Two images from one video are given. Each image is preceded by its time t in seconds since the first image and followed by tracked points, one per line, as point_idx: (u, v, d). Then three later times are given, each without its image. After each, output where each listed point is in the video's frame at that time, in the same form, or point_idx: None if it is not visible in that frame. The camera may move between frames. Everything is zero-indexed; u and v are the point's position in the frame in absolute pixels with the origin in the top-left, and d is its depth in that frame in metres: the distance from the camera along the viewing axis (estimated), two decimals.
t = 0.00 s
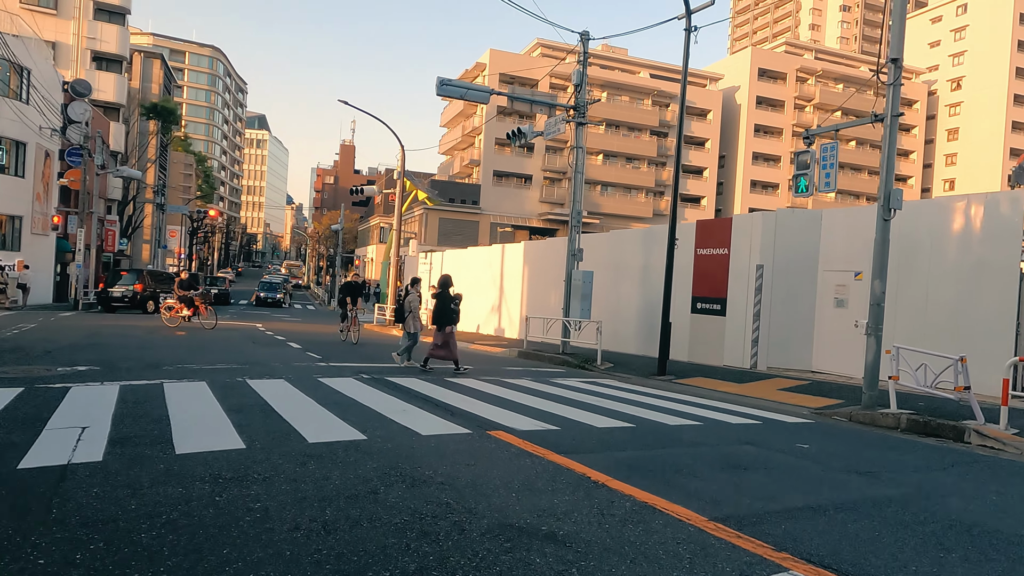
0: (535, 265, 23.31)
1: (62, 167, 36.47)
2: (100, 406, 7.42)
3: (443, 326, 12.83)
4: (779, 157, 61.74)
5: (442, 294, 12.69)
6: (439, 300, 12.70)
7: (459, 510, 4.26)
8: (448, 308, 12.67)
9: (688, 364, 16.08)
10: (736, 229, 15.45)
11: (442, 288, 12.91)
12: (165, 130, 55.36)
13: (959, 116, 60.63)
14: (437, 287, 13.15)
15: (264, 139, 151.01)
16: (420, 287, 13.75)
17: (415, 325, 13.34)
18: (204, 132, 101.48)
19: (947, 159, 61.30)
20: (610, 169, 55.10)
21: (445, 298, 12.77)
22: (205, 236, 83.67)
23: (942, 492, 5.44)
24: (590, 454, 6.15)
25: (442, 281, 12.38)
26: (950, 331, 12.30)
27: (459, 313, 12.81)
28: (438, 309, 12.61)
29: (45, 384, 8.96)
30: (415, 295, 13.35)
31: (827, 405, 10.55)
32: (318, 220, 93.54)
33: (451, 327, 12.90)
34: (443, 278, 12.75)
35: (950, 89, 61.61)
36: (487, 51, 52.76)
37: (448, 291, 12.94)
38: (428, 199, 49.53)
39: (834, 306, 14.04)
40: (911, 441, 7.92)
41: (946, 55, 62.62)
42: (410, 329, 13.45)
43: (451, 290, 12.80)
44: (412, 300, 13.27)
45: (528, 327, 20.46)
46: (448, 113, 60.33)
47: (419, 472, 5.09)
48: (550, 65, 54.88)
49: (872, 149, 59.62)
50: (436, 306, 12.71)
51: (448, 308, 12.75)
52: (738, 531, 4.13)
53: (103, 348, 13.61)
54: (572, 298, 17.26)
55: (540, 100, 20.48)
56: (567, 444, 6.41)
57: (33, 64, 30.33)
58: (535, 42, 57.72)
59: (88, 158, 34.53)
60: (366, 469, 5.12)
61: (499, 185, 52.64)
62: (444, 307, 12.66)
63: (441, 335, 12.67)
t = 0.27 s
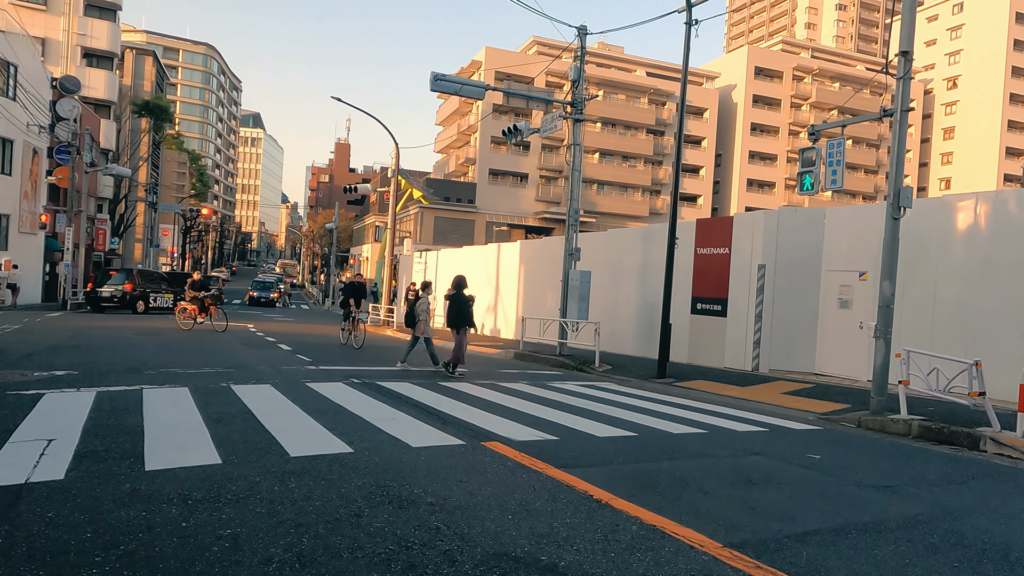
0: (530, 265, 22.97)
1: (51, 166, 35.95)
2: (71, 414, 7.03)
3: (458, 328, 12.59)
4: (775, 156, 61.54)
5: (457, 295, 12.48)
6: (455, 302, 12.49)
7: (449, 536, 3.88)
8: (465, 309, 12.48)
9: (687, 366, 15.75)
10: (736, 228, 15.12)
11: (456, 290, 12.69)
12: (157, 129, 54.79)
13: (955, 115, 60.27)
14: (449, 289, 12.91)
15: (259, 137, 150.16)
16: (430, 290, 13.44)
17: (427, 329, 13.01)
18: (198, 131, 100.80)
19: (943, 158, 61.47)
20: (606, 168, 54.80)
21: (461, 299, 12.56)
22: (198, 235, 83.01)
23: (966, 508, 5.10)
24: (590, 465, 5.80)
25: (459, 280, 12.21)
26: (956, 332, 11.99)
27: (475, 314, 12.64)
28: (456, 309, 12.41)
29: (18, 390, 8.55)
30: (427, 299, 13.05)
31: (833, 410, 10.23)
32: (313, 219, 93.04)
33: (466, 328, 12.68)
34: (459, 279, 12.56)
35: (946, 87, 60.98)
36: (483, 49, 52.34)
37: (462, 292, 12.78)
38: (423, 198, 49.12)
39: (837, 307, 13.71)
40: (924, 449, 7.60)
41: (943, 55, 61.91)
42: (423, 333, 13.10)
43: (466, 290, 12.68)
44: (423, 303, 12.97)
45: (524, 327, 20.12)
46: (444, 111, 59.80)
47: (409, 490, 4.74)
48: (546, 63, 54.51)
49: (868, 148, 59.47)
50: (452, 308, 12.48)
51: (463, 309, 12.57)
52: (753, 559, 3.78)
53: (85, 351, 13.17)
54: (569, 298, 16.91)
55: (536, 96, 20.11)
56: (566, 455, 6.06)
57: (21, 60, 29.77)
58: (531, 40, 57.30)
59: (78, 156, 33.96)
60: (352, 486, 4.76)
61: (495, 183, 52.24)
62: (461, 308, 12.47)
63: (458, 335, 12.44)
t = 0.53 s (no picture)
0: (526, 263, 22.59)
1: (38, 162, 35.42)
2: (37, 417, 6.60)
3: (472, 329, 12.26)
4: (771, 154, 61.33)
5: (472, 295, 12.19)
6: (469, 301, 12.19)
7: (433, 556, 3.50)
8: (479, 309, 12.18)
9: (686, 365, 15.40)
10: (736, 224, 14.76)
11: (470, 290, 12.40)
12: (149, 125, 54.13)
13: (951, 114, 58.88)
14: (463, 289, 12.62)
15: (253, 135, 149.28)
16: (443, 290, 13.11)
17: (440, 330, 12.63)
18: (191, 128, 100.03)
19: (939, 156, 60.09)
20: (601, 166, 54.44)
21: (476, 300, 12.26)
22: (191, 233, 82.25)
23: (994, 518, 4.74)
24: (590, 473, 5.41)
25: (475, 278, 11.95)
26: (964, 330, 11.66)
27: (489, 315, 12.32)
28: (470, 308, 12.10)
29: None
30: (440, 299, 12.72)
31: (839, 410, 9.89)
32: (307, 217, 92.47)
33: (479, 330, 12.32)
34: (473, 278, 12.30)
35: (942, 86, 59.51)
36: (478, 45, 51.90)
37: (476, 293, 12.49)
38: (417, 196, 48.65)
39: (841, 305, 13.38)
40: (938, 453, 7.25)
41: (938, 52, 60.12)
42: (436, 333, 12.67)
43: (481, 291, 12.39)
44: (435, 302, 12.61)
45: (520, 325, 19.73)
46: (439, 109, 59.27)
47: (394, 502, 4.35)
48: (541, 60, 54.10)
49: (864, 146, 59.28)
50: (466, 307, 12.16)
51: (478, 310, 12.25)
52: None
53: (64, 350, 12.70)
54: (565, 296, 16.52)
55: (532, 89, 19.69)
56: (564, 462, 5.67)
57: (7, 55, 29.19)
58: (527, 37, 56.89)
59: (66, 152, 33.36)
60: (331, 498, 4.38)
61: (490, 181, 51.82)
62: (475, 308, 12.18)
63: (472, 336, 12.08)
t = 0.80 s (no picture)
0: (521, 260, 22.20)
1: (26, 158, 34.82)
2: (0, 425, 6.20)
3: (481, 330, 11.91)
4: (767, 152, 61.08)
5: (482, 295, 11.85)
6: (479, 302, 11.85)
7: None
8: (489, 309, 11.84)
9: (684, 365, 15.06)
10: (736, 220, 14.41)
11: (480, 289, 12.09)
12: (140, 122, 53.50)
13: (946, 111, 57.76)
14: (473, 289, 12.31)
15: (247, 132, 148.35)
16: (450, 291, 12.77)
17: (448, 330, 12.27)
18: (184, 125, 99.26)
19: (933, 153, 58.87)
20: (597, 163, 54.05)
21: (485, 300, 11.92)
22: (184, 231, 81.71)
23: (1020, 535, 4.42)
24: (587, 486, 5.05)
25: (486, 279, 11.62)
26: (971, 329, 11.32)
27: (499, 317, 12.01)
28: (481, 310, 11.77)
29: None
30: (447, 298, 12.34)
31: (843, 413, 9.55)
32: (302, 214, 91.85)
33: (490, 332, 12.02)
34: (484, 278, 12.02)
35: (937, 83, 58.28)
36: (473, 41, 51.39)
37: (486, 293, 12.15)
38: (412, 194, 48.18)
39: (843, 303, 13.05)
40: (949, 459, 6.93)
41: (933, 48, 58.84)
42: (443, 335, 12.29)
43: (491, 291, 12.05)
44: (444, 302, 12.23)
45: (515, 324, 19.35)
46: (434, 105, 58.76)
47: (372, 522, 3.99)
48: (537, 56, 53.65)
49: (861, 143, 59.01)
50: (475, 307, 11.81)
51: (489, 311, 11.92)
52: None
53: (43, 351, 12.30)
54: (561, 295, 16.15)
55: (526, 82, 19.26)
56: (559, 473, 5.31)
57: None
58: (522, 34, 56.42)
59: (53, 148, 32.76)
60: (302, 519, 4.01)
61: (485, 178, 51.37)
62: (485, 309, 11.83)
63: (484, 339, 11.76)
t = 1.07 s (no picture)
0: (516, 258, 21.86)
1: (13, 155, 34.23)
2: None
3: (496, 332, 11.64)
4: (762, 150, 60.67)
5: (497, 295, 11.58)
6: (493, 302, 11.55)
7: None
8: (503, 310, 11.56)
9: (682, 365, 14.74)
10: (735, 217, 14.09)
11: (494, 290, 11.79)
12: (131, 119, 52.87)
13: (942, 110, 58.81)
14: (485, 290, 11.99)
15: (241, 131, 147.50)
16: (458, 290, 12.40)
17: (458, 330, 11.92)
18: (177, 124, 98.51)
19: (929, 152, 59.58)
20: (593, 161, 53.72)
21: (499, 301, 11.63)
22: (177, 229, 81.08)
23: None
24: (584, 497, 4.72)
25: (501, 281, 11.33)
26: (977, 328, 11.02)
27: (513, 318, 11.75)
28: (495, 312, 11.47)
29: None
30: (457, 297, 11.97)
31: (849, 415, 9.25)
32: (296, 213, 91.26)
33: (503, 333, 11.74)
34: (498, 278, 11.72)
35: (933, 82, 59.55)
36: (468, 39, 50.98)
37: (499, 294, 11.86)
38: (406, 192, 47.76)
39: (845, 302, 12.76)
40: (963, 465, 6.62)
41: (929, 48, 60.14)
42: (454, 335, 11.94)
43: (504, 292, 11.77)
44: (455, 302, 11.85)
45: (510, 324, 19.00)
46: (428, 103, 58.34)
47: (349, 541, 3.65)
48: (532, 54, 53.27)
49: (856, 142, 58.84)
50: (490, 309, 11.51)
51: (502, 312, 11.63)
52: None
53: (20, 352, 11.86)
54: (556, 294, 15.80)
55: (521, 76, 18.91)
56: (555, 483, 4.98)
57: None
58: (517, 31, 56.03)
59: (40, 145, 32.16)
60: (273, 536, 3.68)
61: (480, 176, 50.98)
62: (499, 310, 11.55)
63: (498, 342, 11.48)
